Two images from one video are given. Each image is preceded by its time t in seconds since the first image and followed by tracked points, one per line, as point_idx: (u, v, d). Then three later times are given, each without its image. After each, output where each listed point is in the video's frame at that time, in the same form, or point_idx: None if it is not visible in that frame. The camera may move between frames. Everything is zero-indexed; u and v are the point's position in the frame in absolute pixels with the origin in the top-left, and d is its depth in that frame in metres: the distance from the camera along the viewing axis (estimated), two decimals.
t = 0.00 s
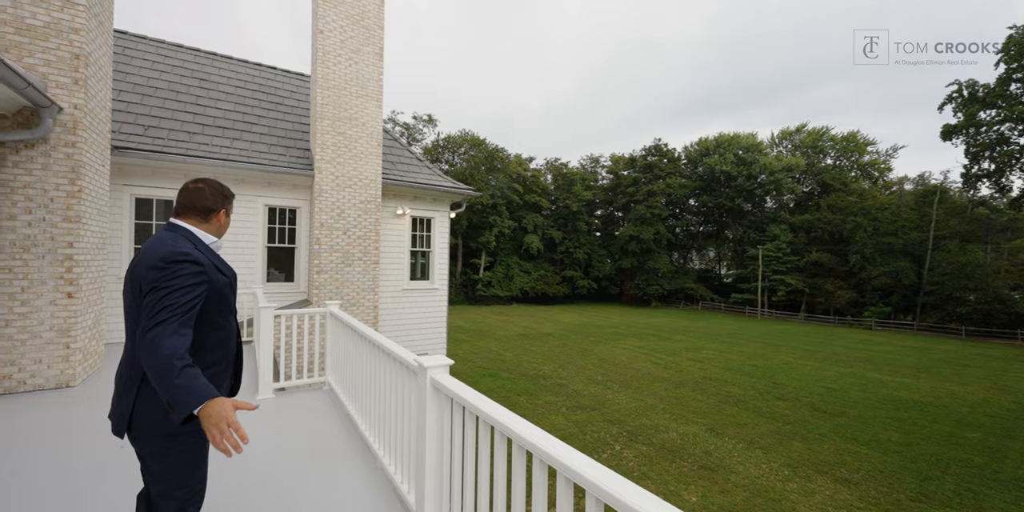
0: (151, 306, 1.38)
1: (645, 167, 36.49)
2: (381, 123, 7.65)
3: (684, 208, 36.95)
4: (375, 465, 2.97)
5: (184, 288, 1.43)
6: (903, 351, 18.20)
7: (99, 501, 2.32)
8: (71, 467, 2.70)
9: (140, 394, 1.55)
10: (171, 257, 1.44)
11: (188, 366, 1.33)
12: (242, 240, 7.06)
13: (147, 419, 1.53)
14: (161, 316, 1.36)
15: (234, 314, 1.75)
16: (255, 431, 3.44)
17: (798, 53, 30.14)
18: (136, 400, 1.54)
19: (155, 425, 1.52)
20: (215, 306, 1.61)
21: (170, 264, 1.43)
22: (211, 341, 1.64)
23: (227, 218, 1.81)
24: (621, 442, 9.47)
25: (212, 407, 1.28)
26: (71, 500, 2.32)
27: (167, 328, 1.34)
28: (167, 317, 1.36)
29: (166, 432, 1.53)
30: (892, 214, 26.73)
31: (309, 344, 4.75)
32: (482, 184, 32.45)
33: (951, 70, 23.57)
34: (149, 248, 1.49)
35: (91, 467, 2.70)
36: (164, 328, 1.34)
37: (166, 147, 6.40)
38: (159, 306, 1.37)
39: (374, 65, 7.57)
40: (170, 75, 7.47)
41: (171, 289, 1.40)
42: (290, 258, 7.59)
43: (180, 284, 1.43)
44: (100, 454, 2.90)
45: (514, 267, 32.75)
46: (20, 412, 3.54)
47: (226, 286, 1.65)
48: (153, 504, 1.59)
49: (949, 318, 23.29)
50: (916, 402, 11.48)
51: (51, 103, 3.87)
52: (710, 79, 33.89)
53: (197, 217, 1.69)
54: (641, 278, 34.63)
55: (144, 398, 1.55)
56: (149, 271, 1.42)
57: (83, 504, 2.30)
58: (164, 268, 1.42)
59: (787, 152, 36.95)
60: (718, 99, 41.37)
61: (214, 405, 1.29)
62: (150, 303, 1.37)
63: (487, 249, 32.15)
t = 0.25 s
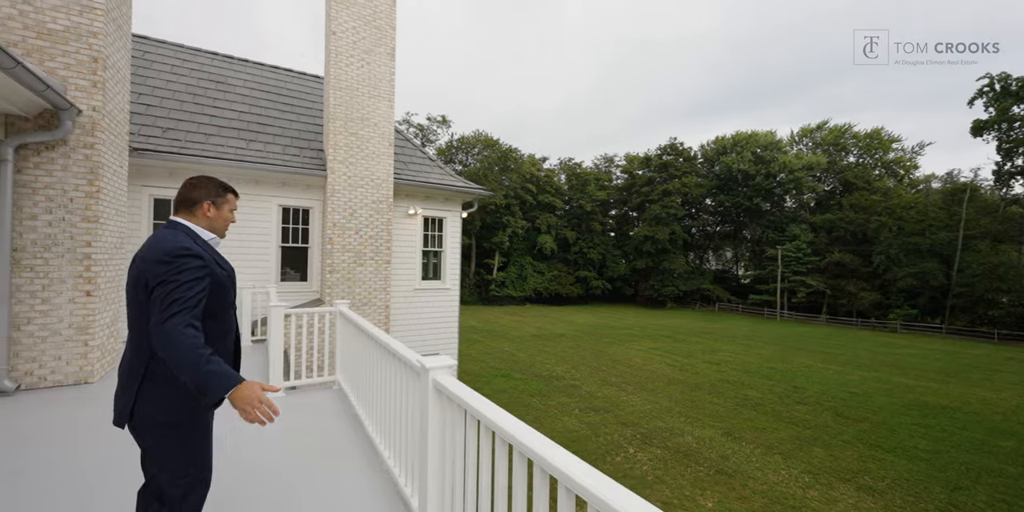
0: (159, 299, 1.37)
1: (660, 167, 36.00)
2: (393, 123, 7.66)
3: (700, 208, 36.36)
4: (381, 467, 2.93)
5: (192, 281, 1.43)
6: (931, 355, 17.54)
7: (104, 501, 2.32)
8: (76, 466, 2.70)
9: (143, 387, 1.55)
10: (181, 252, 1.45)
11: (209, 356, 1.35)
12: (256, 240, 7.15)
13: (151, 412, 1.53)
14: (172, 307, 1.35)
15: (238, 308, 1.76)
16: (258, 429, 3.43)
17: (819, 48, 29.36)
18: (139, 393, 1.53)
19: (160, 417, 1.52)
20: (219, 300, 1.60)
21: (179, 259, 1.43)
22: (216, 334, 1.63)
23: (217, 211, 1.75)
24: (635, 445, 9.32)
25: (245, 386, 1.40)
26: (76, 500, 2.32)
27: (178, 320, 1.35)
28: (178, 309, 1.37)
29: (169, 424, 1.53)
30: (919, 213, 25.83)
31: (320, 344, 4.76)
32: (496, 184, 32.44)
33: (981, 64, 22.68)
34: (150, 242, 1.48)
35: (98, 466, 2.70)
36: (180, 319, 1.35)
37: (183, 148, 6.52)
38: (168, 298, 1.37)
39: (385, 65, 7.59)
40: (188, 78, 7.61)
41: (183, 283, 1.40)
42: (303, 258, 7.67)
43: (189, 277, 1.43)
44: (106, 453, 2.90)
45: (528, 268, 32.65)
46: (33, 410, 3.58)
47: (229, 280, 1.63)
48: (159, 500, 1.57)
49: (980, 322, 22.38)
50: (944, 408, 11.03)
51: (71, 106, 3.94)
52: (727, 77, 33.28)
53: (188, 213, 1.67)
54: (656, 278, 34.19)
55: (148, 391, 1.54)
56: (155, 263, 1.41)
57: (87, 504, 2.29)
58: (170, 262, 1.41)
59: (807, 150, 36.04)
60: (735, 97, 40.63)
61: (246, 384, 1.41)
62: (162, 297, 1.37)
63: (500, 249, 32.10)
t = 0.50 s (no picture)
0: (150, 293, 1.44)
1: (677, 165, 35.43)
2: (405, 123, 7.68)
3: (718, 207, 35.68)
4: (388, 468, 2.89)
5: (182, 275, 1.49)
6: (963, 359, 16.81)
7: (113, 501, 2.33)
8: (88, 466, 2.73)
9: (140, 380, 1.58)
10: (170, 249, 1.50)
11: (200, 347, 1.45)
12: (272, 241, 7.24)
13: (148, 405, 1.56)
14: (162, 301, 1.42)
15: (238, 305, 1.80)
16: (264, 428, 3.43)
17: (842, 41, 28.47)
18: (139, 386, 1.56)
19: (165, 409, 1.55)
20: (215, 295, 1.65)
21: (170, 256, 1.49)
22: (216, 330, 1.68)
23: (207, 207, 1.77)
24: (651, 449, 9.17)
25: (245, 370, 1.53)
26: (84, 499, 2.33)
27: (168, 312, 1.42)
28: (169, 303, 1.43)
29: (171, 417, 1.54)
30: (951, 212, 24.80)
31: (333, 344, 4.77)
32: (511, 184, 32.40)
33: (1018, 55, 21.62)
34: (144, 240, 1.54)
35: (108, 467, 2.73)
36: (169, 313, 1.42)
37: (202, 150, 6.65)
38: (158, 292, 1.44)
39: (398, 65, 7.61)
40: (207, 82, 7.77)
41: (172, 278, 1.46)
42: (319, 258, 7.75)
43: (179, 273, 1.49)
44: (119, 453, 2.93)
45: (543, 268, 32.48)
46: (51, 408, 3.66)
47: (222, 275, 1.68)
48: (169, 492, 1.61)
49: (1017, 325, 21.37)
50: (978, 414, 10.55)
51: (92, 109, 4.03)
52: (745, 73, 32.53)
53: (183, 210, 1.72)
54: (673, 279, 33.67)
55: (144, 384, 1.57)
56: (148, 260, 1.48)
57: (96, 503, 2.31)
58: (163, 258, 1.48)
59: (830, 147, 34.99)
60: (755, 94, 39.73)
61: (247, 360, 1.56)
62: (154, 293, 1.44)
63: (515, 249, 32.01)
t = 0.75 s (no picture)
0: (154, 289, 1.45)
1: (696, 164, 34.79)
2: (419, 123, 7.69)
3: (739, 206, 34.92)
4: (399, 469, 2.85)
5: (184, 270, 1.49)
6: (1001, 364, 16.00)
7: (121, 502, 2.34)
8: (96, 465, 2.74)
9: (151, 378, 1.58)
10: (172, 244, 1.51)
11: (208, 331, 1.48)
12: (290, 241, 7.35)
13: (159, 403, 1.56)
14: (165, 295, 1.43)
15: (250, 300, 1.79)
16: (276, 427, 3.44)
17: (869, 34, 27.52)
18: (150, 383, 1.56)
19: (177, 407, 1.52)
20: (221, 290, 1.64)
21: (172, 251, 1.50)
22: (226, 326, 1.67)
23: (214, 203, 1.76)
24: (669, 452, 8.99)
25: (259, 334, 1.62)
26: (92, 499, 2.35)
27: (171, 306, 1.42)
28: (174, 293, 1.44)
29: (183, 416, 1.52)
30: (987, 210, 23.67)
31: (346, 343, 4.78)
32: (527, 185, 32.33)
33: None
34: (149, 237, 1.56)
35: (117, 466, 2.75)
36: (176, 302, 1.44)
37: (222, 152, 6.78)
38: (160, 288, 1.44)
39: (413, 66, 7.63)
40: (228, 85, 7.95)
41: (176, 269, 1.48)
42: (334, 258, 7.82)
43: (182, 265, 1.50)
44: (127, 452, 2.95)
45: (559, 269, 32.27)
46: (71, 403, 3.74)
47: (228, 268, 1.68)
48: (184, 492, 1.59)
49: None
50: (1017, 422, 10.01)
51: (115, 111, 4.13)
52: (767, 68, 31.71)
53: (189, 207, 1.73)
54: (692, 280, 33.09)
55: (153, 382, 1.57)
56: (152, 258, 1.50)
57: (104, 503, 2.32)
58: (166, 251, 1.49)
59: (856, 144, 33.95)
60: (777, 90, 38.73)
61: (260, 337, 1.63)
62: (159, 285, 1.45)
63: (531, 250, 31.90)
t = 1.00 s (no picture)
0: (173, 295, 1.47)
1: (718, 162, 34.00)
2: (435, 123, 7.71)
3: (762, 205, 34.01)
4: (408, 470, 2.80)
5: (201, 276, 1.49)
6: None
7: (121, 502, 2.28)
8: (103, 465, 2.69)
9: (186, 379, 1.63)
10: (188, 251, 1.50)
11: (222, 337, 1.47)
12: (309, 241, 7.45)
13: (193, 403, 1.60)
14: (180, 301, 1.44)
15: (278, 302, 1.76)
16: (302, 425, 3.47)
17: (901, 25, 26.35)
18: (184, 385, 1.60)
19: (204, 410, 1.54)
20: (246, 294, 1.62)
21: (186, 258, 1.49)
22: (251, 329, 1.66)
23: (240, 204, 1.74)
24: (689, 456, 8.79)
25: (276, 336, 1.59)
26: (91, 499, 2.29)
27: (184, 312, 1.42)
28: (189, 301, 1.44)
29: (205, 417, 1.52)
30: None
31: (362, 342, 4.83)
32: (544, 184, 32.16)
33: None
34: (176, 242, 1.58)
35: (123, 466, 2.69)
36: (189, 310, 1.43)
37: (244, 153, 6.93)
38: (177, 294, 1.46)
39: (429, 66, 7.66)
40: (250, 88, 8.13)
41: (190, 277, 1.48)
42: (352, 257, 7.91)
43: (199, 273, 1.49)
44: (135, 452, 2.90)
45: (576, 269, 31.98)
46: (92, 399, 3.80)
47: (255, 269, 1.66)
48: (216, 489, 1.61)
49: None
50: None
51: (139, 114, 4.24)
52: (792, 63, 30.72)
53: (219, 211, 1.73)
54: (713, 280, 32.39)
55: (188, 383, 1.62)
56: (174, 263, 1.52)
57: (106, 504, 2.25)
58: (184, 258, 1.49)
59: (887, 140, 32.61)
60: (802, 85, 37.56)
61: (279, 338, 1.60)
62: (176, 294, 1.46)
63: (548, 250, 31.72)
